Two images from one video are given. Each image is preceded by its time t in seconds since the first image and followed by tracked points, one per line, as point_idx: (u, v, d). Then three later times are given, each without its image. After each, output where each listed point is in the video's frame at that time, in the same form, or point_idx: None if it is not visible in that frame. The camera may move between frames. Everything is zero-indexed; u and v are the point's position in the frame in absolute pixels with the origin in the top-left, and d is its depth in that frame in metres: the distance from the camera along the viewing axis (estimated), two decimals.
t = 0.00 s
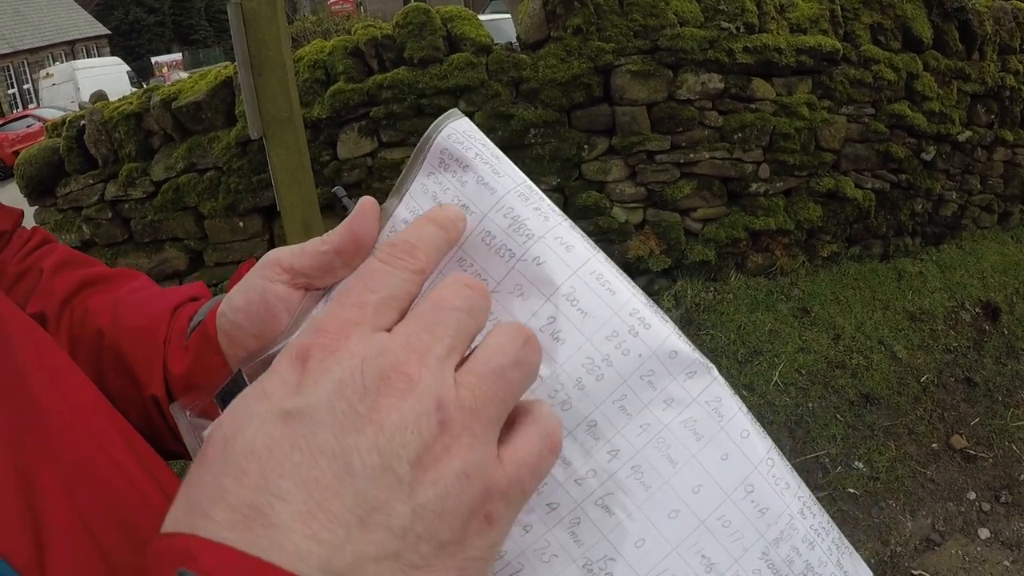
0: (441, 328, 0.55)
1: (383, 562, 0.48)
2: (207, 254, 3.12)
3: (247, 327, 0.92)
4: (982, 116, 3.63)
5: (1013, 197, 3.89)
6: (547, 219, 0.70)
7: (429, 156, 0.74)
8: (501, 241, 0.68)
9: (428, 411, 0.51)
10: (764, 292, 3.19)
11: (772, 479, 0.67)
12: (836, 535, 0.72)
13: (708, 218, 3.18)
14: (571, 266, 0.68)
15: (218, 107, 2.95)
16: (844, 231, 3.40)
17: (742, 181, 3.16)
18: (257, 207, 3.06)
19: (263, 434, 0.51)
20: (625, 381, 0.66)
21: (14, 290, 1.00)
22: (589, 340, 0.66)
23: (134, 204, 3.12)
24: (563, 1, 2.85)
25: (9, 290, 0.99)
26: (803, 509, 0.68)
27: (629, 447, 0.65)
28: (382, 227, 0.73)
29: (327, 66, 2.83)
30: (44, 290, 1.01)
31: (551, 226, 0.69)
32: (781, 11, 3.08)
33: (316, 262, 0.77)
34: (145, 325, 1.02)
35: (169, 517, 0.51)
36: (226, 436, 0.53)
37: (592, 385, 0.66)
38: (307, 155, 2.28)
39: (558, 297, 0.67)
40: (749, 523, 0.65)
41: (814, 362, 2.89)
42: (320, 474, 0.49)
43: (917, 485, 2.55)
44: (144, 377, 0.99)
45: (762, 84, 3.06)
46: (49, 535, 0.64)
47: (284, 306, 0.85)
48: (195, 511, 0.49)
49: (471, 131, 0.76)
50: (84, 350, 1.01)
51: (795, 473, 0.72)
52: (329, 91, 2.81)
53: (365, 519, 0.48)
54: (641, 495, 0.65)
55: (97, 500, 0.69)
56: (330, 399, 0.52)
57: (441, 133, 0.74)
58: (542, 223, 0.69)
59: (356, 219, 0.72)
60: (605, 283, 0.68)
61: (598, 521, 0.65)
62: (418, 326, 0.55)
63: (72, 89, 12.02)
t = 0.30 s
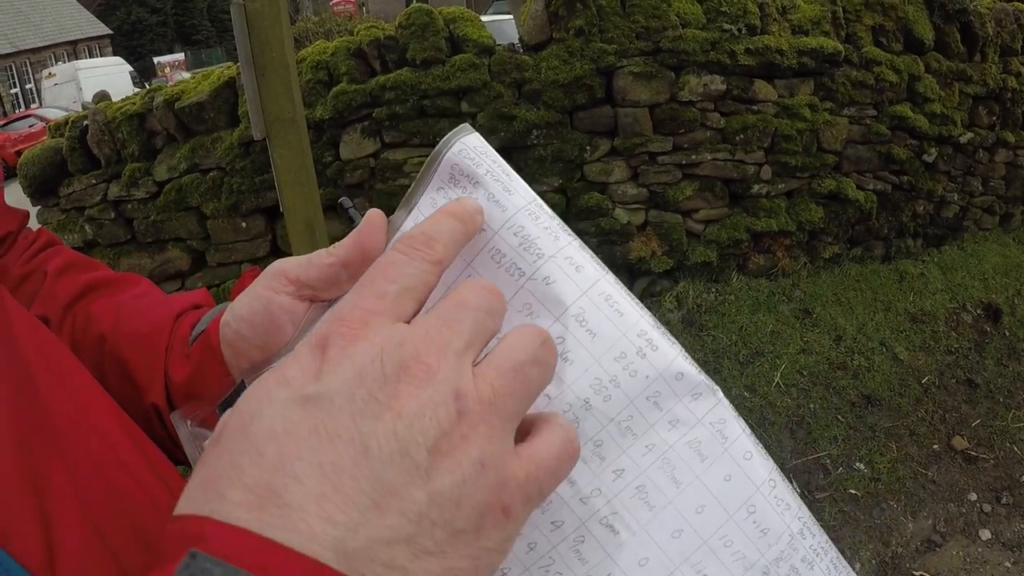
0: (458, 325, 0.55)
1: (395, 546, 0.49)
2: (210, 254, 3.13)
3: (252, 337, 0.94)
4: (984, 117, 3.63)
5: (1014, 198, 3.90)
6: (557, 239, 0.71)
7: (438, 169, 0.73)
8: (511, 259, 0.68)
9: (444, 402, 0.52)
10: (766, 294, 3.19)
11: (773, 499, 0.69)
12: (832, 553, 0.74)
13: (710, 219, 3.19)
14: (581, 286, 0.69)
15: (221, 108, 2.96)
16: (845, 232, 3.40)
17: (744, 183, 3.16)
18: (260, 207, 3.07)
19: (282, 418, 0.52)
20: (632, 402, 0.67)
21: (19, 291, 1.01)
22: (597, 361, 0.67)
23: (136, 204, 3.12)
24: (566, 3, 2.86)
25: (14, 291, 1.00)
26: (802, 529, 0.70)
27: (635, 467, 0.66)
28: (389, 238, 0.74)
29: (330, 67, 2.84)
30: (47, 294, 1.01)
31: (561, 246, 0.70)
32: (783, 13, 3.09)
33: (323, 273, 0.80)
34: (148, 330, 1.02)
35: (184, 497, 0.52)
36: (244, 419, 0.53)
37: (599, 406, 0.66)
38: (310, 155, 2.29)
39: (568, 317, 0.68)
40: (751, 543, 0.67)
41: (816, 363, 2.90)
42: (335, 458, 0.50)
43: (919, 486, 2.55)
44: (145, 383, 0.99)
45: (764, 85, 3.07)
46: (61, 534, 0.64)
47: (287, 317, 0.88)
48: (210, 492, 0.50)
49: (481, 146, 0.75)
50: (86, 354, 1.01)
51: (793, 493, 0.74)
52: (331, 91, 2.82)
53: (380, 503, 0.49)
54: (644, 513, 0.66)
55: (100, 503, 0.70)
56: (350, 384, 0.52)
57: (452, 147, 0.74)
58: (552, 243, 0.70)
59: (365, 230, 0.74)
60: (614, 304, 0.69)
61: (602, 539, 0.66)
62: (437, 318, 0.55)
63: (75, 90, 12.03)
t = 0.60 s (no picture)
0: (476, 315, 0.55)
1: (415, 532, 0.49)
2: (212, 253, 3.13)
3: (259, 336, 0.93)
4: (986, 120, 3.63)
5: (1015, 201, 3.90)
6: (569, 237, 0.70)
7: (448, 167, 0.73)
8: (522, 257, 0.68)
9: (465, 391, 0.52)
10: (767, 295, 3.19)
11: (784, 501, 0.69)
12: (842, 555, 0.74)
13: (712, 220, 3.19)
14: (593, 285, 0.68)
15: (223, 107, 2.97)
16: (847, 234, 3.40)
17: (745, 184, 3.16)
18: (261, 206, 3.07)
19: (299, 403, 0.52)
20: (643, 402, 0.67)
21: (23, 288, 1.01)
22: (609, 360, 0.67)
23: (138, 202, 3.12)
24: (568, 3, 2.86)
25: (18, 287, 1.01)
26: (812, 531, 0.71)
27: (645, 467, 0.67)
28: (399, 236, 0.74)
29: (332, 66, 2.84)
30: (52, 291, 1.02)
31: (573, 245, 0.70)
32: (786, 14, 3.09)
33: (330, 272, 0.80)
34: (153, 327, 1.01)
35: (198, 483, 0.52)
36: (260, 404, 0.53)
37: (611, 406, 0.67)
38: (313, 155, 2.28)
39: (579, 316, 0.68)
40: (761, 544, 0.67)
41: (817, 364, 2.90)
42: (355, 443, 0.50)
43: (919, 488, 2.55)
44: (151, 381, 1.00)
45: (766, 87, 3.07)
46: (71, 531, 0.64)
47: (296, 315, 0.88)
48: (227, 477, 0.50)
49: (493, 142, 0.75)
50: (92, 351, 1.01)
51: (803, 495, 0.74)
52: (334, 90, 2.82)
53: (399, 488, 0.49)
54: (656, 515, 0.66)
55: (110, 498, 0.70)
56: (369, 369, 0.52)
57: (462, 145, 0.74)
58: (563, 241, 0.70)
59: (374, 227, 0.73)
60: (626, 303, 0.69)
61: (612, 540, 0.66)
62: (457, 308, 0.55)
63: (76, 89, 12.04)
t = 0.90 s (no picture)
0: (491, 319, 0.56)
1: (435, 529, 0.49)
2: (212, 252, 3.13)
3: (267, 336, 0.94)
4: (986, 121, 3.63)
5: (1016, 202, 3.90)
6: (577, 239, 0.70)
7: (457, 170, 0.73)
8: (531, 259, 0.68)
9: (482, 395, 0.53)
10: (767, 295, 3.20)
11: (784, 498, 0.70)
12: (839, 550, 0.74)
13: (713, 220, 3.19)
14: (600, 287, 0.69)
15: (224, 105, 2.97)
16: (847, 234, 3.40)
17: (746, 184, 3.17)
18: (262, 205, 3.07)
19: (320, 403, 0.52)
20: (649, 403, 0.67)
21: (28, 286, 1.01)
22: (616, 361, 0.67)
23: (138, 201, 3.12)
24: (569, 3, 2.86)
25: (23, 285, 1.01)
26: (811, 527, 0.71)
27: (651, 466, 0.67)
28: (406, 237, 0.74)
29: (333, 66, 2.84)
30: (57, 289, 1.02)
31: (581, 247, 0.70)
32: (787, 14, 3.09)
33: (338, 273, 0.79)
34: (159, 326, 1.02)
35: (216, 482, 0.52)
36: (280, 403, 0.53)
37: (618, 406, 0.67)
38: (313, 154, 2.28)
39: (588, 318, 0.67)
40: (763, 540, 0.68)
41: (817, 364, 2.90)
42: (378, 442, 0.50)
43: (919, 488, 2.56)
44: (156, 380, 1.00)
45: (767, 87, 3.08)
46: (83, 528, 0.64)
47: (303, 316, 0.89)
48: (249, 474, 0.50)
49: (501, 146, 0.75)
50: (96, 350, 1.01)
51: (802, 492, 0.74)
52: (335, 90, 2.82)
53: (419, 487, 0.49)
54: (662, 512, 0.66)
55: (119, 499, 0.70)
56: (389, 369, 0.53)
57: (471, 147, 0.74)
58: (572, 243, 0.70)
59: (382, 228, 0.73)
60: (633, 305, 0.69)
61: (619, 537, 0.65)
62: (473, 309, 0.57)
63: (77, 88, 12.03)
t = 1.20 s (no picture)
0: (469, 357, 0.56)
1: (414, 570, 0.49)
2: (211, 253, 3.13)
3: (277, 344, 0.94)
4: (986, 121, 3.63)
5: (1015, 202, 3.90)
6: (584, 258, 0.70)
7: (468, 187, 0.73)
8: (539, 276, 0.68)
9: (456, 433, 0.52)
10: (767, 296, 3.20)
11: (778, 511, 0.70)
12: (829, 562, 0.74)
13: (712, 221, 3.19)
14: (606, 305, 0.68)
15: (223, 107, 2.97)
16: (846, 234, 3.40)
17: (745, 184, 3.17)
18: (261, 206, 3.07)
19: (300, 448, 0.52)
20: (651, 418, 0.67)
21: (32, 288, 1.01)
22: (620, 378, 0.67)
23: (138, 202, 3.12)
24: (568, 3, 2.86)
25: (27, 288, 1.01)
26: (802, 539, 0.71)
27: (650, 479, 0.67)
28: (416, 252, 0.74)
29: (332, 67, 2.84)
30: (59, 293, 1.02)
31: (588, 266, 0.69)
32: (786, 14, 3.09)
33: (349, 284, 0.79)
34: (163, 331, 1.01)
35: (205, 522, 0.53)
36: (266, 445, 0.54)
37: (620, 421, 0.66)
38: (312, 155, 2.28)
39: (593, 335, 0.67)
40: (756, 551, 0.68)
41: (816, 364, 2.90)
42: (355, 488, 0.50)
43: (918, 489, 2.55)
44: (162, 385, 1.00)
45: (766, 87, 3.08)
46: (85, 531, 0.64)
47: (314, 325, 0.89)
48: (235, 515, 0.50)
49: (512, 164, 0.74)
50: (99, 355, 1.01)
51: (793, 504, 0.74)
52: (334, 91, 2.82)
53: (397, 530, 0.49)
54: (660, 524, 0.66)
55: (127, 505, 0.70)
56: (366, 417, 0.53)
57: (483, 164, 0.73)
58: (579, 262, 0.69)
59: (395, 242, 0.74)
60: (637, 324, 0.68)
61: (619, 547, 0.66)
62: (447, 346, 0.56)
63: (77, 88, 12.02)
